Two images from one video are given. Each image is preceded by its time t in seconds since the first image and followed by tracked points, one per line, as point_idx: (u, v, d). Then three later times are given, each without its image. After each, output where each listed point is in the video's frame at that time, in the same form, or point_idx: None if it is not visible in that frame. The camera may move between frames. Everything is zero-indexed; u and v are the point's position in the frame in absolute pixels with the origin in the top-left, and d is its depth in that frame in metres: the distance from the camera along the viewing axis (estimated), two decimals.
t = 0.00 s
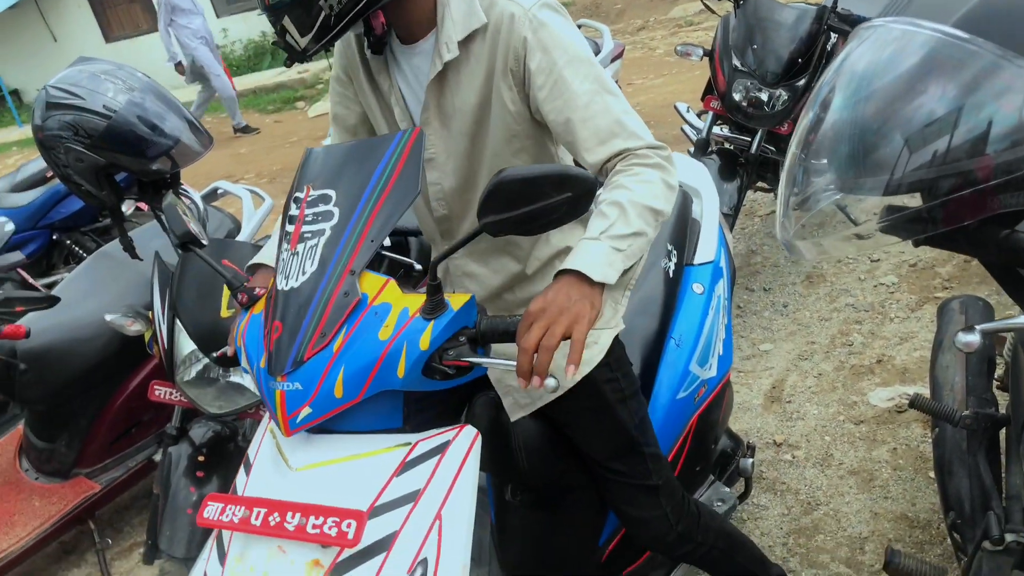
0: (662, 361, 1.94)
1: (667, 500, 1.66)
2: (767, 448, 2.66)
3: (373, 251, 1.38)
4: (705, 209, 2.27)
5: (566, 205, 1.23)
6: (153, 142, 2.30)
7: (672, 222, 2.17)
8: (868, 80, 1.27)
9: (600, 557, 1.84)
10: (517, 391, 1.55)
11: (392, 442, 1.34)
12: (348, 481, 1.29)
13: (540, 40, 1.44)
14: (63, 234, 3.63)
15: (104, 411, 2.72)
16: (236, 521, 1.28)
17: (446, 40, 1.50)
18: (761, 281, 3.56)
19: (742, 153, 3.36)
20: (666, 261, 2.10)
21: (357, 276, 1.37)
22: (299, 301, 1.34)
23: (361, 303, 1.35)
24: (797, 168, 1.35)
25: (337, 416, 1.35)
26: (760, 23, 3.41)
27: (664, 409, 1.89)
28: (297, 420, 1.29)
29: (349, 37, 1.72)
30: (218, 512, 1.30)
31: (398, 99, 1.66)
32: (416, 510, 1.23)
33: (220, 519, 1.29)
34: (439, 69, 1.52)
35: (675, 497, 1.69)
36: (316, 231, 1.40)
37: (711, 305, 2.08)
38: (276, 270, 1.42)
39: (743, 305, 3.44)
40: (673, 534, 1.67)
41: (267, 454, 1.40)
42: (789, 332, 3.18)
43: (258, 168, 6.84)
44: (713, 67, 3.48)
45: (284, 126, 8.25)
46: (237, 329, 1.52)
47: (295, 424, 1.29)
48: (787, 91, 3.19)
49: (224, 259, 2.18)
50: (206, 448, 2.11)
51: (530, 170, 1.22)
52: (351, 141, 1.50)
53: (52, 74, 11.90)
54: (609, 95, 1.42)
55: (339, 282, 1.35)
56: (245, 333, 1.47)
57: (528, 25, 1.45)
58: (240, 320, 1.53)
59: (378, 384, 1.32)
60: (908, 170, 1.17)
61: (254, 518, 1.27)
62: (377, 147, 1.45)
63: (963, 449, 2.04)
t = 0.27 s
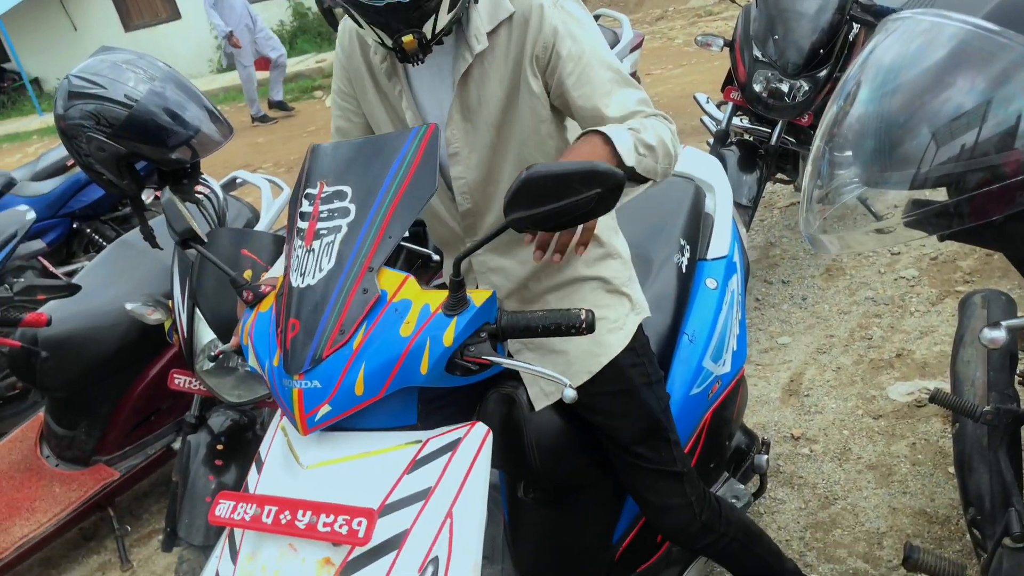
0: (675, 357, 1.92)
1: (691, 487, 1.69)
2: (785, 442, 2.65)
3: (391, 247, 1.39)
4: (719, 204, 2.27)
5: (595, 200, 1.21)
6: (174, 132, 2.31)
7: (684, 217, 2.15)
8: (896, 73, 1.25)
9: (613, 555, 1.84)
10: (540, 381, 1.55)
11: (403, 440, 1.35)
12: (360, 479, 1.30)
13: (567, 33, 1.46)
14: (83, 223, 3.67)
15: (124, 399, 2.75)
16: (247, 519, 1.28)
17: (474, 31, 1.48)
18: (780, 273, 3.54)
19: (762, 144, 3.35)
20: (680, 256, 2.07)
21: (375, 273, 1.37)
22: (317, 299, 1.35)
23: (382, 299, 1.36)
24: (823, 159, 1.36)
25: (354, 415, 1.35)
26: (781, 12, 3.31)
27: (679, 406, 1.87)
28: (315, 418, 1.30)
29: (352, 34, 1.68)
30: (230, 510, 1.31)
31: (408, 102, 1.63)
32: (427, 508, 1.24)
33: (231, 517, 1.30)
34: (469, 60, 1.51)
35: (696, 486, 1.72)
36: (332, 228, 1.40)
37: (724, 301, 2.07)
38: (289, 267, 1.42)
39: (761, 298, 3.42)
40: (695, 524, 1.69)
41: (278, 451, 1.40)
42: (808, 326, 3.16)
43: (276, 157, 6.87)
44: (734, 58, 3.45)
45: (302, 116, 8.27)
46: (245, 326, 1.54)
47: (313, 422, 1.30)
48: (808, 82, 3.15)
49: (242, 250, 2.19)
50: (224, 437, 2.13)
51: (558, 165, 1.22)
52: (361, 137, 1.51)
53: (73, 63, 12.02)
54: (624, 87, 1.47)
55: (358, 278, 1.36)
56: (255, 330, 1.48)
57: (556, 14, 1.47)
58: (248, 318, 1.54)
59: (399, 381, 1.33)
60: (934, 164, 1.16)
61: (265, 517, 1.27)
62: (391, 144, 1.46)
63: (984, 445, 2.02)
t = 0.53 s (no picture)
0: (682, 360, 1.93)
1: (702, 486, 1.70)
2: (791, 444, 2.65)
3: (409, 253, 1.40)
4: (724, 207, 2.28)
5: (622, 208, 1.24)
6: (182, 136, 2.34)
7: (690, 220, 2.16)
8: (899, 80, 1.25)
9: (623, 560, 1.84)
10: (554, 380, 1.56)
11: (414, 447, 1.36)
12: (371, 486, 1.31)
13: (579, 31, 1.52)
14: (92, 226, 3.70)
15: (133, 401, 2.77)
16: (259, 527, 1.29)
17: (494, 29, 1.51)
18: (787, 275, 3.54)
19: (768, 147, 3.34)
20: (686, 260, 2.07)
21: (395, 279, 1.39)
22: (335, 306, 1.36)
23: (401, 306, 1.37)
24: (829, 164, 1.36)
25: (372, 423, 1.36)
26: (787, 15, 3.31)
27: (688, 409, 1.88)
28: (334, 426, 1.31)
29: (354, 49, 1.69)
30: (241, 518, 1.32)
31: (419, 110, 1.63)
32: (438, 516, 1.25)
33: (243, 525, 1.31)
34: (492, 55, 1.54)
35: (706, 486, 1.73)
36: (348, 235, 1.41)
37: (731, 305, 2.08)
38: (304, 275, 1.42)
39: (767, 300, 3.42)
40: (707, 524, 1.70)
41: (287, 459, 1.41)
42: (815, 327, 3.16)
43: (283, 160, 6.89)
44: (740, 60, 3.45)
45: (309, 118, 8.29)
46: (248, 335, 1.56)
47: (332, 430, 1.31)
48: (815, 84, 3.15)
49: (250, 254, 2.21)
50: (233, 440, 2.15)
51: (585, 174, 1.24)
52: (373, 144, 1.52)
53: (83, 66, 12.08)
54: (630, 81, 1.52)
55: (377, 286, 1.37)
56: (261, 337, 1.50)
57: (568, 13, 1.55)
58: (252, 327, 1.56)
59: (421, 389, 1.33)
60: (939, 170, 1.16)
61: (277, 524, 1.28)
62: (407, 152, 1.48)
63: (991, 448, 2.02)
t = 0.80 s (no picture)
0: (680, 366, 1.93)
1: (699, 493, 1.70)
2: (791, 448, 2.64)
3: (410, 260, 1.39)
4: (721, 212, 2.28)
5: (627, 214, 1.24)
6: (179, 142, 2.33)
7: (687, 225, 2.16)
8: (893, 84, 1.25)
9: (622, 566, 1.84)
10: (552, 387, 1.56)
11: (411, 455, 1.36)
12: (368, 495, 1.31)
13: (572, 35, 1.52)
14: (91, 232, 3.69)
15: (132, 407, 2.77)
16: (254, 536, 1.29)
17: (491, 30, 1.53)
18: (786, 279, 3.53)
19: (767, 151, 3.33)
20: (684, 265, 2.07)
21: (395, 286, 1.38)
22: (334, 314, 1.35)
23: (401, 313, 1.36)
24: (824, 168, 1.36)
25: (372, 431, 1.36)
26: (786, 19, 3.32)
27: (685, 415, 1.88)
28: (334, 435, 1.31)
29: (350, 53, 1.69)
30: (236, 528, 1.31)
31: (416, 113, 1.63)
32: (434, 524, 1.25)
33: (238, 535, 1.30)
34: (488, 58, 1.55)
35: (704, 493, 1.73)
36: (347, 242, 1.40)
37: (729, 310, 2.08)
38: (302, 283, 1.42)
39: (767, 303, 3.41)
40: (705, 531, 1.69)
41: (283, 468, 1.41)
42: (814, 331, 3.16)
43: (283, 165, 6.89)
44: (739, 64, 3.45)
45: (309, 123, 8.30)
46: (242, 343, 1.56)
47: (333, 439, 1.31)
48: (813, 88, 3.15)
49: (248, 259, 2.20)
50: (231, 446, 2.15)
51: (591, 180, 1.24)
52: (369, 150, 1.52)
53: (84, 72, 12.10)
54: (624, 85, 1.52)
55: (377, 293, 1.37)
56: (255, 345, 1.50)
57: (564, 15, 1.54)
58: (246, 336, 1.56)
59: (423, 396, 1.33)
60: (933, 174, 1.15)
61: (272, 534, 1.28)
62: (406, 158, 1.47)
63: (990, 452, 2.01)
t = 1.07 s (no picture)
0: (669, 369, 1.93)
1: (689, 497, 1.70)
2: (783, 448, 2.65)
3: (394, 265, 1.39)
4: (710, 212, 2.28)
5: (611, 217, 1.24)
6: (168, 145, 2.32)
7: (676, 226, 2.16)
8: (879, 83, 1.25)
9: (613, 568, 1.85)
10: (540, 391, 1.56)
11: (397, 461, 1.35)
12: (355, 501, 1.30)
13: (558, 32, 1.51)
14: (81, 236, 3.67)
15: (123, 411, 2.76)
16: (240, 544, 1.28)
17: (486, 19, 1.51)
18: (778, 278, 3.54)
19: (758, 150, 3.33)
20: (673, 266, 2.07)
21: (379, 291, 1.38)
22: (318, 320, 1.35)
23: (386, 318, 1.36)
24: (810, 168, 1.36)
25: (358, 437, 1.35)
26: (776, 18, 3.32)
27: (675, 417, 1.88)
28: (320, 441, 1.30)
29: (338, 52, 1.69)
30: (222, 536, 1.30)
31: (402, 112, 1.63)
32: (421, 530, 1.24)
33: (224, 543, 1.29)
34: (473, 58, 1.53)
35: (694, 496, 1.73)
36: (331, 247, 1.40)
37: (718, 311, 2.08)
38: (286, 288, 1.41)
39: (759, 303, 3.41)
40: (695, 535, 1.69)
41: (270, 474, 1.40)
42: (806, 330, 3.16)
43: (274, 168, 6.88)
44: (729, 64, 3.46)
45: (301, 125, 8.28)
46: (227, 348, 1.55)
47: (317, 446, 1.30)
48: (803, 87, 3.16)
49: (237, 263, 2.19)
50: (222, 450, 2.14)
51: (575, 184, 1.24)
52: (352, 155, 1.52)
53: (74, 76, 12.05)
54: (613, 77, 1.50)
55: (362, 298, 1.36)
56: (240, 351, 1.49)
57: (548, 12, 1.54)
58: (231, 341, 1.55)
59: (409, 402, 1.32)
60: (920, 173, 1.15)
61: (258, 542, 1.27)
62: (390, 162, 1.47)
63: (981, 449, 2.02)
